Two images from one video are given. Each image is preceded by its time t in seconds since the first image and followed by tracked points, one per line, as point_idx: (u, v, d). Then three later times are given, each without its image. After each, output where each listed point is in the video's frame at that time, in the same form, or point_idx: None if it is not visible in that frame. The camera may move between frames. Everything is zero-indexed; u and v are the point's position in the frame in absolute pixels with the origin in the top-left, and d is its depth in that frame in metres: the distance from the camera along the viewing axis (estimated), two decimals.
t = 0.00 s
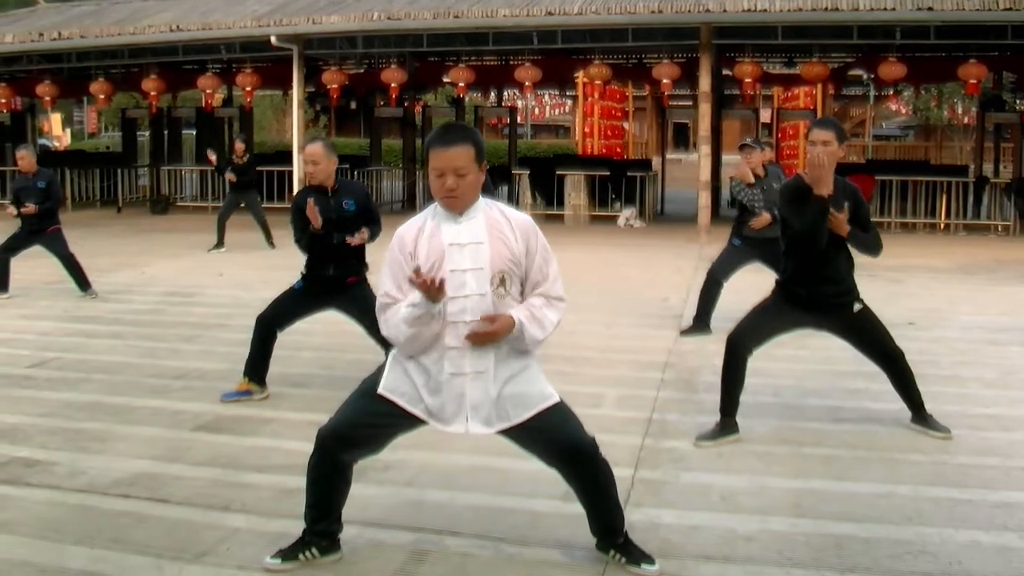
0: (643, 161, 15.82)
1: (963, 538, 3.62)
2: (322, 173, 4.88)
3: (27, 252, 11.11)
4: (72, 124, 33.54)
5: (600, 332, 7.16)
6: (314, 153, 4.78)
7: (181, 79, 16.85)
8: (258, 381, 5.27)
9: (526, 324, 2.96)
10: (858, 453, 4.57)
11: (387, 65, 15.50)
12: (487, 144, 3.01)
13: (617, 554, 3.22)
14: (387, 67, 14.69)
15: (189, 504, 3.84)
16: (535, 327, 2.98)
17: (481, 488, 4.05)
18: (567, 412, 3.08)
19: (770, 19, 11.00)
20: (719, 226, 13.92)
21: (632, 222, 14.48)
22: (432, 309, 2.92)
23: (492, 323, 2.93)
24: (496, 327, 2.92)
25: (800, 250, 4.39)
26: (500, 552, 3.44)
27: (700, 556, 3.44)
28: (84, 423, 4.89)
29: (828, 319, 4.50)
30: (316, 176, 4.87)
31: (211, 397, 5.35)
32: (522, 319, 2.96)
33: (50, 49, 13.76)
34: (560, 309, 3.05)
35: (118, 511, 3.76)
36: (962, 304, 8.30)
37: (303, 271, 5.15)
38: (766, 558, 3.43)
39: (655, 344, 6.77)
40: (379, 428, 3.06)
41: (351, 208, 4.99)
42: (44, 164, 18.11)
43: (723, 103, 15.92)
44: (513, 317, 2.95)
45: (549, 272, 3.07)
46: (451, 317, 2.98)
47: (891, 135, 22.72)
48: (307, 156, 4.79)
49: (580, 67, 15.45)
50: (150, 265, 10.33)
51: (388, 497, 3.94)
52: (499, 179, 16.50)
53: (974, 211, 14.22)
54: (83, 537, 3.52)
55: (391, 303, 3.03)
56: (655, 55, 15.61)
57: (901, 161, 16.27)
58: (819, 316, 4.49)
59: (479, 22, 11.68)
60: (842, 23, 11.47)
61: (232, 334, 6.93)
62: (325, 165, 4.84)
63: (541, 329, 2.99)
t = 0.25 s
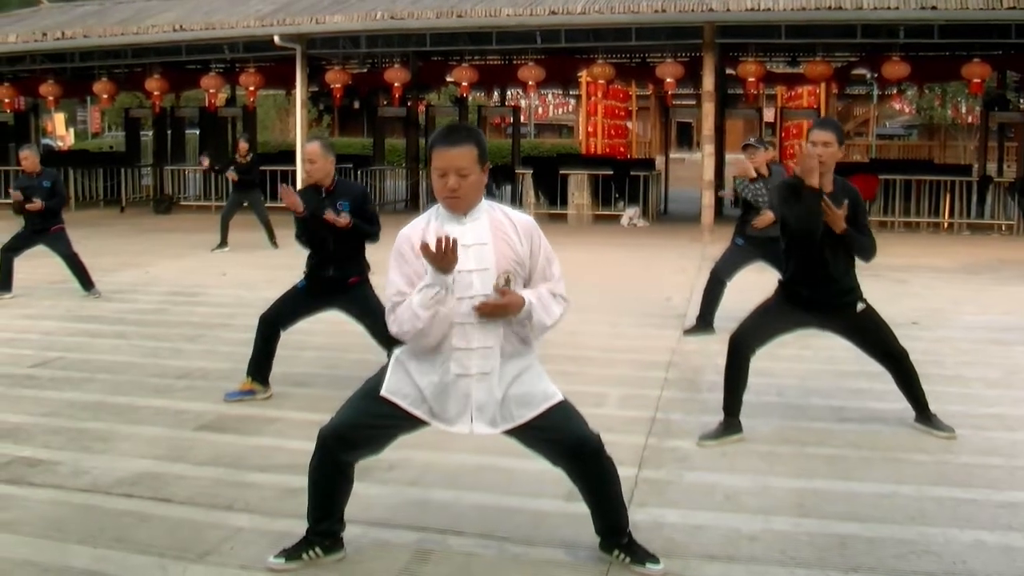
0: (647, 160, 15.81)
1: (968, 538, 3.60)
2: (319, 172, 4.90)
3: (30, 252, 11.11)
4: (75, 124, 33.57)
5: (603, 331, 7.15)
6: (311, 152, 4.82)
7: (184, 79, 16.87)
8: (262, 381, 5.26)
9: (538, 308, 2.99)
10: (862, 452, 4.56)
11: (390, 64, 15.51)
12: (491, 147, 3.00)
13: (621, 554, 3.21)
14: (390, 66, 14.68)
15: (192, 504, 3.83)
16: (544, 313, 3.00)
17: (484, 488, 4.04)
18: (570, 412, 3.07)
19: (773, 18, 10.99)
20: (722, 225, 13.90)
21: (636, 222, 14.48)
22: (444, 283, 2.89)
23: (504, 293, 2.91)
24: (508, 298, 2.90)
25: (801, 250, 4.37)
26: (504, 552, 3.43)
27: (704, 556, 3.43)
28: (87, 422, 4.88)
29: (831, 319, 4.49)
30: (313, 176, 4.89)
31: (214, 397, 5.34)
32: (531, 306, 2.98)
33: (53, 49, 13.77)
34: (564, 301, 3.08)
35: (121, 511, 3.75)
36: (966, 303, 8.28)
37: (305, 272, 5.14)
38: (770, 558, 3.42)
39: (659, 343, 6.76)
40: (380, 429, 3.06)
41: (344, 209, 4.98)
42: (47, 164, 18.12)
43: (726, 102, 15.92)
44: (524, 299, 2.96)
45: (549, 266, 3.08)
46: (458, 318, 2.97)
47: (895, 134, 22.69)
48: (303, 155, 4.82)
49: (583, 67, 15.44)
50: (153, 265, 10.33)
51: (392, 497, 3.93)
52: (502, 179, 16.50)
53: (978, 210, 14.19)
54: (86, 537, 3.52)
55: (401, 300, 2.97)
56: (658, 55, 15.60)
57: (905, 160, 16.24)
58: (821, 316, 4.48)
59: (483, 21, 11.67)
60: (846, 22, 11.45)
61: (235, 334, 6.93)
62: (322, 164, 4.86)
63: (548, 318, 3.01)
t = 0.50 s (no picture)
0: (651, 159, 15.79)
1: (972, 537, 3.59)
2: (315, 170, 4.93)
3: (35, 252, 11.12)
4: (79, 124, 33.63)
5: (607, 331, 7.14)
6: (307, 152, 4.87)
7: (188, 79, 16.88)
8: (266, 380, 5.26)
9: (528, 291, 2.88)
10: (867, 451, 4.55)
11: (394, 64, 15.51)
12: (489, 149, 2.98)
13: (626, 553, 3.21)
14: (394, 66, 14.67)
15: (197, 503, 3.83)
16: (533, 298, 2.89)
17: (489, 487, 4.04)
18: (571, 415, 3.07)
19: (777, 16, 10.97)
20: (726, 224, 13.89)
21: (640, 221, 14.47)
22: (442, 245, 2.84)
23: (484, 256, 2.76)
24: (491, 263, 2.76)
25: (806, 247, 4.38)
26: (508, 551, 3.43)
27: (708, 555, 3.43)
28: (92, 422, 4.89)
29: (836, 317, 4.48)
30: (310, 174, 4.93)
31: (218, 397, 5.34)
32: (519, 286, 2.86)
33: (57, 50, 13.78)
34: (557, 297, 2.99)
35: (125, 511, 3.76)
36: (971, 302, 8.26)
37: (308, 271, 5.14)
38: (774, 557, 3.42)
39: (663, 342, 6.75)
40: (383, 423, 3.06)
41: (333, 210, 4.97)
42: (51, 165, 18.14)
43: (730, 101, 15.90)
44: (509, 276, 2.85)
45: (546, 265, 3.04)
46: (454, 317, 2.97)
47: (900, 132, 22.64)
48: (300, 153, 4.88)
49: (587, 66, 15.42)
50: (158, 265, 10.33)
51: (396, 497, 3.93)
52: (507, 179, 16.49)
53: (982, 209, 14.17)
54: (91, 537, 3.52)
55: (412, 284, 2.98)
56: (662, 54, 15.58)
57: (909, 158, 16.21)
58: (827, 314, 4.47)
59: (486, 21, 11.66)
60: (850, 20, 11.42)
61: (240, 333, 6.93)
62: (317, 163, 4.90)
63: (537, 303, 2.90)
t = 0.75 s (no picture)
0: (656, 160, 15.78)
1: (977, 539, 3.58)
2: (321, 170, 4.93)
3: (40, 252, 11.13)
4: (84, 124, 33.67)
5: (612, 332, 7.13)
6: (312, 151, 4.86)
7: (194, 79, 16.90)
8: (271, 380, 5.26)
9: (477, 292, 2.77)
10: (872, 453, 4.53)
11: (400, 64, 15.51)
12: (486, 152, 2.97)
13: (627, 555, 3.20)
14: (399, 66, 14.67)
15: (201, 503, 3.83)
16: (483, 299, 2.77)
17: (493, 488, 4.03)
18: (571, 420, 3.05)
19: (783, 17, 10.96)
20: (731, 226, 13.87)
21: (645, 222, 14.45)
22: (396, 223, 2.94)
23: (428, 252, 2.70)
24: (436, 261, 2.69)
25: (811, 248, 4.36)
26: (512, 552, 3.42)
27: (712, 556, 3.42)
28: (97, 422, 4.89)
29: (841, 318, 4.46)
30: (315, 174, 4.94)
31: (223, 397, 5.34)
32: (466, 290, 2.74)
33: (63, 49, 13.80)
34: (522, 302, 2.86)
35: (130, 510, 3.75)
36: (976, 304, 8.24)
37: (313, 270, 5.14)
38: (778, 558, 3.40)
39: (667, 344, 6.74)
40: (388, 418, 3.06)
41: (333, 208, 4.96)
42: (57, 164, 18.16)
43: (736, 103, 15.88)
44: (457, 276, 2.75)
45: (522, 271, 2.91)
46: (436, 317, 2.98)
47: (905, 134, 22.60)
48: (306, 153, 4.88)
49: (592, 67, 15.42)
50: (162, 265, 10.34)
51: (400, 497, 3.92)
52: (512, 179, 16.49)
53: (988, 211, 14.14)
54: (95, 536, 3.52)
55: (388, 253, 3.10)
56: (668, 54, 15.57)
57: (915, 160, 16.18)
58: (832, 317, 4.46)
59: (492, 21, 11.67)
60: (856, 21, 11.41)
61: (244, 333, 6.93)
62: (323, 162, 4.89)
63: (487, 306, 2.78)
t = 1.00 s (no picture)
0: (661, 160, 15.76)
1: (982, 541, 3.57)
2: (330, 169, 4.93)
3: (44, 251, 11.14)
4: (89, 122, 33.72)
5: (616, 332, 7.12)
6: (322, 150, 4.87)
7: (199, 78, 16.91)
8: (275, 379, 5.26)
9: (436, 287, 2.78)
10: (878, 454, 4.52)
11: (405, 64, 15.51)
12: (489, 152, 2.97)
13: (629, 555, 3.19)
14: (405, 66, 14.67)
15: (205, 502, 3.83)
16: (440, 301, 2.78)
17: (496, 488, 4.03)
18: (573, 422, 3.05)
19: (789, 17, 10.95)
20: (737, 226, 13.85)
21: (651, 222, 14.44)
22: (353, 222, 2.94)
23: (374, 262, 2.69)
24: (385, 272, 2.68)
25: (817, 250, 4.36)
26: (517, 551, 3.41)
27: (716, 557, 3.41)
28: (102, 420, 4.89)
29: (846, 319, 4.45)
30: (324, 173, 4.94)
31: (227, 396, 5.34)
32: (422, 286, 2.76)
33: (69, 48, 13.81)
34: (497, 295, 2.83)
35: (134, 509, 3.75)
36: (981, 305, 8.22)
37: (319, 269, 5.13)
38: (783, 559, 3.40)
39: (672, 344, 6.73)
40: (394, 417, 3.05)
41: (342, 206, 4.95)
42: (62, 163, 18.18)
43: (741, 103, 15.86)
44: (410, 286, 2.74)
45: (508, 263, 2.87)
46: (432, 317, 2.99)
47: (911, 134, 22.57)
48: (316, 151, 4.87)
49: (598, 66, 15.41)
50: (167, 264, 10.34)
51: (404, 496, 3.92)
52: (517, 179, 16.48)
53: (994, 212, 14.12)
54: (100, 534, 3.52)
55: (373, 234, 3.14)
56: (673, 54, 15.56)
57: (920, 160, 16.16)
58: (837, 317, 4.45)
59: (498, 20, 11.66)
60: (863, 22, 11.38)
61: (249, 332, 6.93)
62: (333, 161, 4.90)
63: (451, 299, 2.79)
